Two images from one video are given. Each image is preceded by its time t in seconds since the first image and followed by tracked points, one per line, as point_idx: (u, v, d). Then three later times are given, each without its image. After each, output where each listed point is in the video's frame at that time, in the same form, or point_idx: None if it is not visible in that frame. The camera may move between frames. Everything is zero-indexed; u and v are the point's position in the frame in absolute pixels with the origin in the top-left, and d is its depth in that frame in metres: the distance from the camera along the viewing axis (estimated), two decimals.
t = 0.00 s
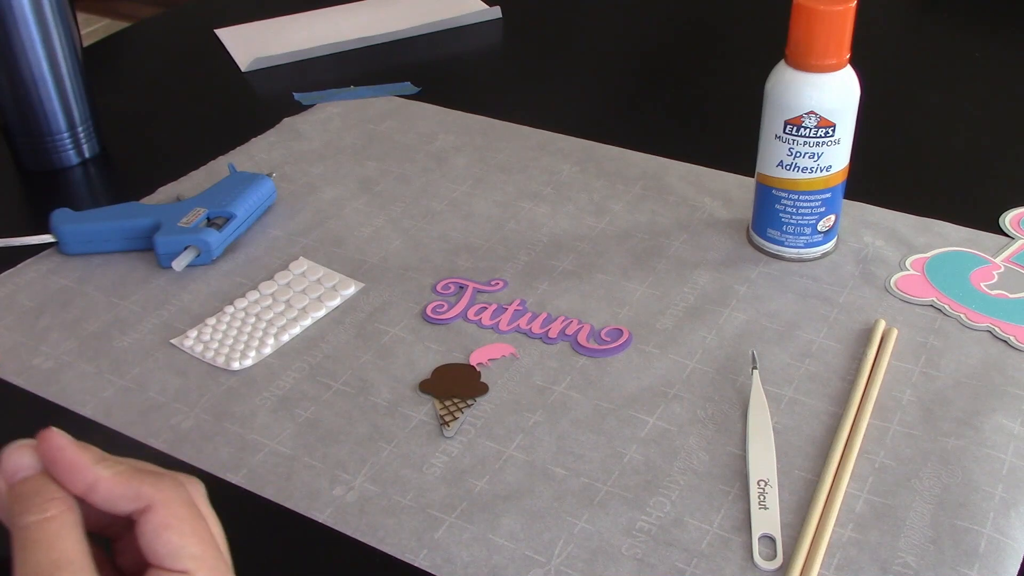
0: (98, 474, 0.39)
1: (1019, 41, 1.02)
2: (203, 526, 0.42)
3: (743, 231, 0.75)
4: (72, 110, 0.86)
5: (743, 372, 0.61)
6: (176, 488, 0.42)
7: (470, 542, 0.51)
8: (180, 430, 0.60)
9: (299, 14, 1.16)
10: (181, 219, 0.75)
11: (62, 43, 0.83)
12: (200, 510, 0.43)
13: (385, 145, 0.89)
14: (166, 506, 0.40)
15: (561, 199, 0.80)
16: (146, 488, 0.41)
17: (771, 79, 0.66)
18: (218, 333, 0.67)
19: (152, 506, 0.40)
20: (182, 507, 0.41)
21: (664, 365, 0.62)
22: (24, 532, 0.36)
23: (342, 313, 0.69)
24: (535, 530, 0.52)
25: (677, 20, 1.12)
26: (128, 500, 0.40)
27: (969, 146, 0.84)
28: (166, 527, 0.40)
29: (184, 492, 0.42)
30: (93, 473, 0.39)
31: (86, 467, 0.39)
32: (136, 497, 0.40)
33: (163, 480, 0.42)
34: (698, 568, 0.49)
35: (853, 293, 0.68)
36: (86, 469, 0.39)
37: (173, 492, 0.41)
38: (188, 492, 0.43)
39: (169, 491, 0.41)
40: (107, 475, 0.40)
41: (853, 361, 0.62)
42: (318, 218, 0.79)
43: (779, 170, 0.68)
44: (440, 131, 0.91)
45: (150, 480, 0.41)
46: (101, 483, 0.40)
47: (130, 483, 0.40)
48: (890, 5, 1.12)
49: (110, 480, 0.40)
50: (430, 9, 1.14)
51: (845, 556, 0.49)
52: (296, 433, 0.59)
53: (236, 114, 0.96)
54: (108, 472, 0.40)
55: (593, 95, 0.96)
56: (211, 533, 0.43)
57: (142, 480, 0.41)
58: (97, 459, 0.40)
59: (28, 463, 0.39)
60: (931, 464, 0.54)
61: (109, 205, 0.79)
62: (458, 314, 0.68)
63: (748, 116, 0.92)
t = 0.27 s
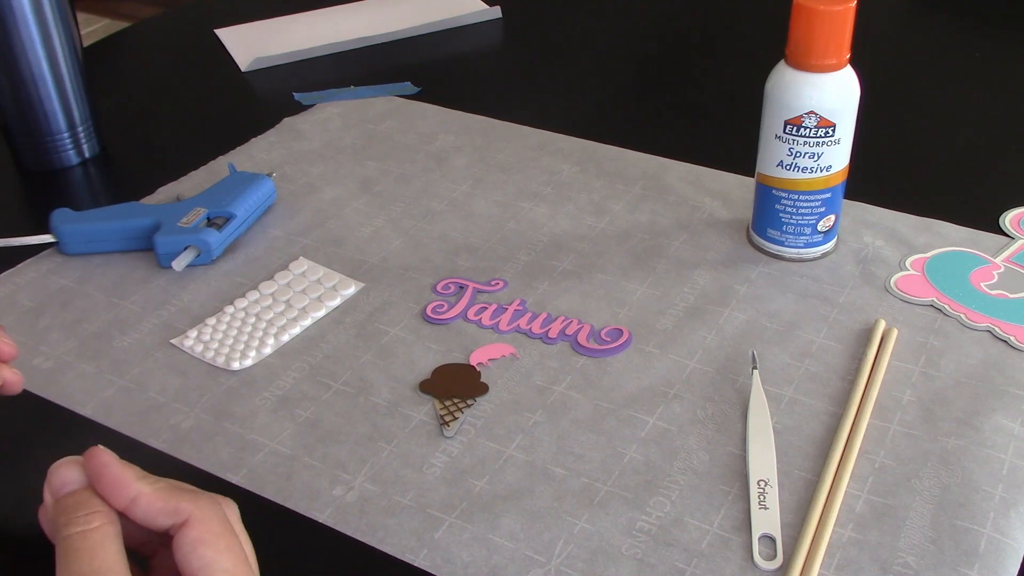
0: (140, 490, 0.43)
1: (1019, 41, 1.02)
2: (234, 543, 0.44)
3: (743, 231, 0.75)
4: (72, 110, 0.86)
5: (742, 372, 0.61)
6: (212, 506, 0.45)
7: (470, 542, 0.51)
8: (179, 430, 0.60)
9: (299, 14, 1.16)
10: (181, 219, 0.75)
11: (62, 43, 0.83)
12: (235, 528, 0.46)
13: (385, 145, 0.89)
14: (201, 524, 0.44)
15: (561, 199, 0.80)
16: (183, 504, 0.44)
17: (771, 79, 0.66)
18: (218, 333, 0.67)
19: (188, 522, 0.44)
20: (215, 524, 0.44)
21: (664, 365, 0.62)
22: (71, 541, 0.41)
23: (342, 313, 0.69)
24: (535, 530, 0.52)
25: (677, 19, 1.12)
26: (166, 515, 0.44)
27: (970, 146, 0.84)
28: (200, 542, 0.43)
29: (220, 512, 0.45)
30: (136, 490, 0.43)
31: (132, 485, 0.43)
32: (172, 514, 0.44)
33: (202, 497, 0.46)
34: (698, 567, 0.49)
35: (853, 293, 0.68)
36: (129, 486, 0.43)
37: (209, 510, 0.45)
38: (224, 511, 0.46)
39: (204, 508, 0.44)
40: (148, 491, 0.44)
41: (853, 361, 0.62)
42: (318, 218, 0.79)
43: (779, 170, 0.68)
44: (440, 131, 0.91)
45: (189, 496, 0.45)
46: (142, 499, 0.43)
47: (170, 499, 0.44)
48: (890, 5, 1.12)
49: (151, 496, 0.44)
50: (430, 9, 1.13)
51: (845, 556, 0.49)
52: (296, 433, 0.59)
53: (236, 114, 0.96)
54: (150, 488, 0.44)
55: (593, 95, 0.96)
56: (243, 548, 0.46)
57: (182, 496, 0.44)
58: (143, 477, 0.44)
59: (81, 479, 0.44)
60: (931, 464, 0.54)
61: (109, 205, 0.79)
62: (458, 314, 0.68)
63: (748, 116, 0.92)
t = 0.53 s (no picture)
0: (155, 495, 0.43)
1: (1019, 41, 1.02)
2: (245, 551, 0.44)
3: (743, 231, 0.75)
4: (72, 110, 0.86)
5: (742, 372, 0.61)
6: (226, 512, 0.45)
7: (470, 542, 0.51)
8: (179, 430, 0.60)
9: (298, 14, 1.16)
10: (181, 219, 0.75)
11: (62, 43, 0.83)
12: (248, 535, 0.46)
13: (385, 144, 0.89)
14: (213, 530, 0.44)
15: (561, 199, 0.80)
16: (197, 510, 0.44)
17: (771, 79, 0.66)
18: (219, 333, 0.67)
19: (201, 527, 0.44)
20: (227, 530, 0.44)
21: (664, 365, 0.62)
22: (85, 545, 0.41)
23: (342, 313, 0.69)
24: (535, 530, 0.52)
25: (676, 20, 1.12)
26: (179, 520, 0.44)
27: (970, 146, 0.84)
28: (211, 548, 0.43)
29: (233, 518, 0.45)
30: (152, 494, 0.43)
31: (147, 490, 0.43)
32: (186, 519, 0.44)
33: (216, 503, 0.46)
34: (698, 568, 0.49)
35: (853, 293, 0.68)
36: (145, 490, 0.43)
37: (222, 516, 0.45)
38: (236, 516, 0.46)
39: (217, 514, 0.44)
40: (163, 496, 0.44)
41: (853, 361, 0.62)
42: (318, 218, 0.79)
43: (779, 171, 0.68)
44: (440, 131, 0.91)
45: (204, 502, 0.45)
46: (157, 503, 0.43)
47: (184, 504, 0.44)
48: (890, 5, 1.12)
49: (165, 501, 0.44)
50: (430, 9, 1.13)
51: (845, 556, 0.49)
52: (296, 433, 0.59)
53: (236, 114, 0.96)
54: (165, 493, 0.44)
55: (593, 95, 0.96)
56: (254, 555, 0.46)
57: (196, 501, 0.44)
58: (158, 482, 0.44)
59: (97, 483, 0.44)
60: (931, 464, 0.54)
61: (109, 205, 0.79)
62: (458, 314, 0.68)
63: (748, 116, 0.92)
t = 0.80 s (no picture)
0: (167, 456, 0.44)
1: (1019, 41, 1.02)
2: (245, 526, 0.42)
3: (743, 232, 0.75)
4: (72, 110, 0.86)
5: (743, 372, 0.61)
6: (238, 485, 0.43)
7: (470, 542, 0.51)
8: (179, 430, 0.60)
9: (298, 14, 1.16)
10: (181, 218, 0.75)
11: (62, 43, 0.83)
12: (265, 512, 0.43)
13: (385, 145, 0.89)
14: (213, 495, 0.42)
15: (561, 199, 0.80)
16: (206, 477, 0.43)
17: (771, 79, 0.66)
18: (219, 333, 0.67)
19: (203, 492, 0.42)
20: (229, 503, 0.42)
21: (664, 365, 0.62)
22: (87, 508, 0.41)
23: (342, 313, 0.69)
24: (535, 530, 0.52)
25: (676, 20, 1.12)
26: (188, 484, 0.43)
27: (970, 146, 0.84)
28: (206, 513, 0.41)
29: (243, 489, 0.43)
30: (166, 453, 0.44)
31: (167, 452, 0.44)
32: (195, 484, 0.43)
33: (232, 473, 0.44)
34: (698, 567, 0.49)
35: (853, 293, 0.68)
36: (158, 453, 0.44)
37: (231, 486, 0.43)
38: (254, 494, 0.43)
39: (228, 483, 0.43)
40: (176, 458, 0.44)
41: (853, 361, 0.62)
42: (318, 218, 0.79)
43: (779, 171, 0.68)
44: (439, 131, 0.91)
45: (215, 471, 0.44)
46: (169, 464, 0.43)
47: (192, 469, 0.43)
48: (890, 5, 1.12)
49: (177, 462, 0.44)
50: (430, 9, 1.14)
51: (845, 556, 0.49)
52: (296, 433, 0.59)
53: (236, 114, 0.96)
54: (181, 456, 0.44)
55: (592, 95, 0.96)
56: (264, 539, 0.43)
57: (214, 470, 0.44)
58: (184, 448, 0.45)
59: (127, 449, 0.45)
60: (931, 464, 0.54)
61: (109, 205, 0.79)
62: (458, 313, 0.68)
63: (748, 116, 0.92)
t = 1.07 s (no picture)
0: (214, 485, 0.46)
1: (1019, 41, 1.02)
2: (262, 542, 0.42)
3: (743, 231, 0.75)
4: (72, 110, 0.86)
5: (743, 372, 0.61)
6: (264, 506, 0.44)
7: (470, 542, 0.51)
8: (179, 430, 0.60)
9: (298, 14, 1.16)
10: (181, 219, 0.75)
11: (62, 43, 0.83)
12: (283, 548, 0.44)
13: (385, 145, 0.89)
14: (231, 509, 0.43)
15: (561, 199, 0.80)
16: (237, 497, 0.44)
17: (771, 79, 0.66)
18: (218, 333, 0.67)
19: (227, 506, 0.43)
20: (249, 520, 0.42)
21: (664, 365, 0.62)
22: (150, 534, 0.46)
23: (342, 313, 0.69)
24: (535, 530, 0.52)
25: (677, 20, 1.12)
26: (216, 502, 0.44)
27: (970, 145, 0.84)
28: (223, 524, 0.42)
29: (264, 508, 0.43)
30: (214, 479, 0.46)
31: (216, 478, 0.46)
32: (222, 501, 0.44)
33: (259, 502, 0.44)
34: (698, 567, 0.49)
35: (853, 293, 0.68)
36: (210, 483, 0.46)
37: (257, 505, 0.43)
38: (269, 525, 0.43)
39: (256, 501, 0.44)
40: (220, 487, 0.46)
41: (853, 361, 0.62)
42: (318, 218, 0.79)
43: (779, 171, 0.68)
44: (439, 131, 0.91)
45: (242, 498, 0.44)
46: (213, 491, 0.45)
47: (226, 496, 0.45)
48: (890, 5, 1.12)
49: (218, 491, 0.45)
50: (430, 9, 1.14)
51: (845, 556, 0.49)
52: (296, 433, 0.59)
53: (236, 114, 0.96)
54: (225, 485, 0.46)
55: (592, 95, 0.96)
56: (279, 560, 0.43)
57: (249, 492, 0.45)
58: (230, 473, 0.47)
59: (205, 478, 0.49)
60: (932, 464, 0.54)
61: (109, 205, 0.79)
62: (458, 314, 0.68)
63: (748, 116, 0.92)
